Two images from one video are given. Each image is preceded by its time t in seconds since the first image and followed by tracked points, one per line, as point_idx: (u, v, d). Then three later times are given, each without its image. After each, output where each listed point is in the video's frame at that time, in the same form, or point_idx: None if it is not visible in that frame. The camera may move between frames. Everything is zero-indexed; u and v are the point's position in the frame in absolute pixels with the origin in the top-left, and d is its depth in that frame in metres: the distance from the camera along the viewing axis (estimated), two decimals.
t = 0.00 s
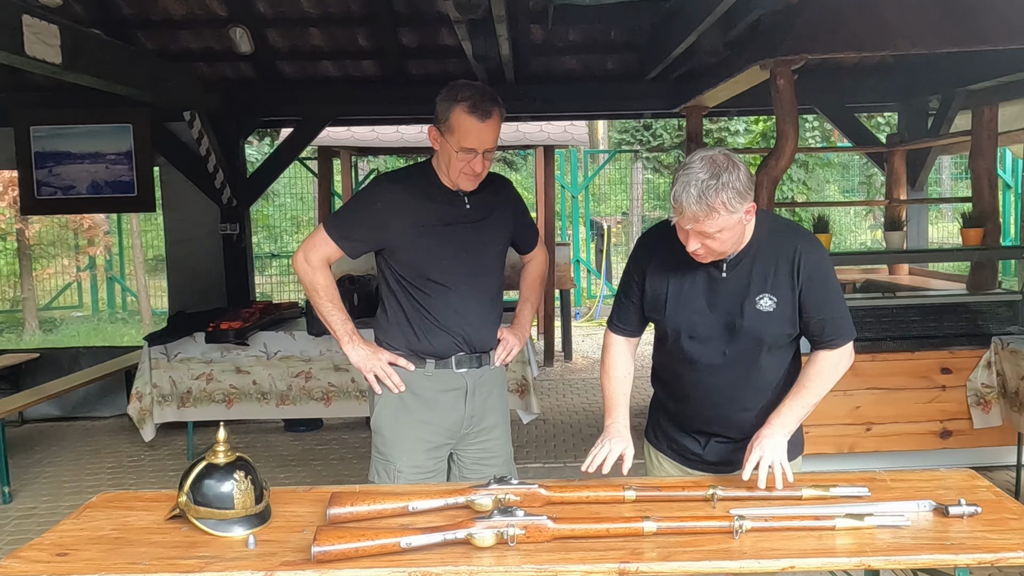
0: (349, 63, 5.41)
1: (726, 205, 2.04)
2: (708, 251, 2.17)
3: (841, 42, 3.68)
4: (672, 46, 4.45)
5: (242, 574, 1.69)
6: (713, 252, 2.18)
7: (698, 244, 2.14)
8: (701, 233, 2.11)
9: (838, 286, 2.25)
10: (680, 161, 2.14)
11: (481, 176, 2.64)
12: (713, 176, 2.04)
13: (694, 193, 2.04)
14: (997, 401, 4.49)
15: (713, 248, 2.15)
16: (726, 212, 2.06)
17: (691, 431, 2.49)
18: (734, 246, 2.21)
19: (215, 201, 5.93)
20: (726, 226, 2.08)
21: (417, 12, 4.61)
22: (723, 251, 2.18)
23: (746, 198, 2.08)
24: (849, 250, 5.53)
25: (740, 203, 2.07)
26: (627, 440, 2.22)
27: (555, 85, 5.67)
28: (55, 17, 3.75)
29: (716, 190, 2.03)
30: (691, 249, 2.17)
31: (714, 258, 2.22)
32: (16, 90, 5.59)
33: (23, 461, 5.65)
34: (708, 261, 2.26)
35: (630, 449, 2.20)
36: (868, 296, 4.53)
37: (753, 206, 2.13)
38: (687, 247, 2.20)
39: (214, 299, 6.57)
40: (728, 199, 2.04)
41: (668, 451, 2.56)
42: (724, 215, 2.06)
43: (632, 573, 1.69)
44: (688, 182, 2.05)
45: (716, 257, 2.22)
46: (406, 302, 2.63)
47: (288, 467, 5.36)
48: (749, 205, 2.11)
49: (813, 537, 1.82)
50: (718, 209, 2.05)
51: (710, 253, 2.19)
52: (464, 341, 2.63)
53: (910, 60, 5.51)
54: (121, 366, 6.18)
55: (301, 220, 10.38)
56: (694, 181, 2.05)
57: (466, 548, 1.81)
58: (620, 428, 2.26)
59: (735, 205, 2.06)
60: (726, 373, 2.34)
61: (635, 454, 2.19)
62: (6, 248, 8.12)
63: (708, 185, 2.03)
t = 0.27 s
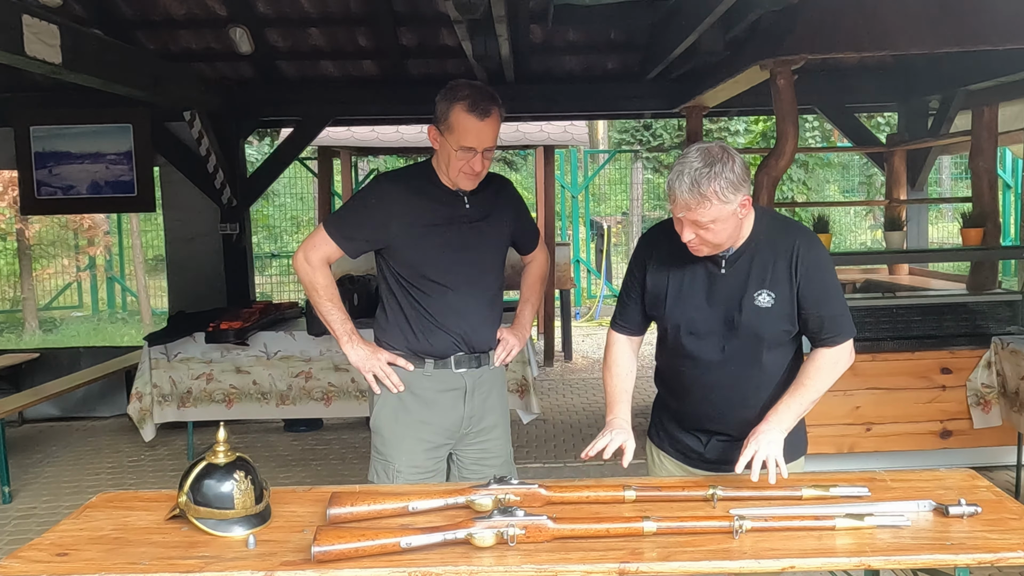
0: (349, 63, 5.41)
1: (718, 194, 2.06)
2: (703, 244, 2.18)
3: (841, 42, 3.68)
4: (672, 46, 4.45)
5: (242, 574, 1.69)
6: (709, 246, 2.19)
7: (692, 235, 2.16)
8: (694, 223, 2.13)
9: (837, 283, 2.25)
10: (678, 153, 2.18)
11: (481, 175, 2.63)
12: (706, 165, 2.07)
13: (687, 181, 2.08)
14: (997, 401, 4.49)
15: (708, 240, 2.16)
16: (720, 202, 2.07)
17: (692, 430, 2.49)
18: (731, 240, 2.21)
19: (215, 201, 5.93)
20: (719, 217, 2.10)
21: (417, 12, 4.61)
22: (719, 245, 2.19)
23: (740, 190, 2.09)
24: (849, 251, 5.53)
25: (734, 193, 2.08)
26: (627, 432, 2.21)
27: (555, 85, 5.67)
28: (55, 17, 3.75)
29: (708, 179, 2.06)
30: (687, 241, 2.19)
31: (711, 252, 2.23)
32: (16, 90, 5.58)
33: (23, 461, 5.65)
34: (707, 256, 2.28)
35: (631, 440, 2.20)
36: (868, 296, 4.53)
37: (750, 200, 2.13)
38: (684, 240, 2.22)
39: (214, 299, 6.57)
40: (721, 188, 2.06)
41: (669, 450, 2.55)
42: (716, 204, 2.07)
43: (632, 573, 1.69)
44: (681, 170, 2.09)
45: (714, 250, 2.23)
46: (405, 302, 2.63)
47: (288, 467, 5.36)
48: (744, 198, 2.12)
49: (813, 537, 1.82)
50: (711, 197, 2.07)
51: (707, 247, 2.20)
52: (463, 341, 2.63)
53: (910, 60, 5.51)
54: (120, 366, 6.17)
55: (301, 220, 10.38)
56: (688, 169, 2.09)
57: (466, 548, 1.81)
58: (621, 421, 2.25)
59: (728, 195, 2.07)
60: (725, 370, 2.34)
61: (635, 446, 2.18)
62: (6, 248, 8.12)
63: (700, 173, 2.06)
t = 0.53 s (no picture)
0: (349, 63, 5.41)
1: (708, 181, 2.10)
2: (697, 234, 2.21)
3: (841, 42, 3.68)
4: (672, 46, 4.45)
5: (242, 574, 1.69)
6: (702, 237, 2.22)
7: (685, 224, 2.19)
8: (686, 211, 2.16)
9: (836, 281, 2.24)
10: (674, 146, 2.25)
11: (480, 174, 2.63)
12: (697, 153, 2.13)
13: (678, 168, 2.14)
14: (997, 401, 4.49)
15: (700, 230, 2.19)
16: (710, 190, 2.11)
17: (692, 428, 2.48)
18: (724, 233, 2.23)
19: (215, 201, 5.93)
20: (710, 204, 2.13)
21: (417, 12, 4.61)
22: (713, 236, 2.21)
23: (731, 179, 2.13)
24: (849, 251, 5.53)
25: (725, 182, 2.12)
26: (628, 429, 2.23)
27: (555, 85, 5.67)
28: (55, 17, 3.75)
29: (698, 165, 2.11)
30: (680, 231, 2.22)
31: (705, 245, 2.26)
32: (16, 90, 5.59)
33: (23, 461, 5.65)
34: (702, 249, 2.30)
35: (633, 439, 2.21)
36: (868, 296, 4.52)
37: (742, 192, 2.17)
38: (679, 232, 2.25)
39: (214, 299, 6.57)
40: (711, 175, 2.10)
41: (670, 448, 2.55)
42: (706, 191, 2.11)
43: (632, 573, 1.69)
44: (674, 159, 2.15)
45: (707, 243, 2.26)
46: (405, 302, 2.63)
47: (288, 467, 5.36)
48: (736, 188, 2.15)
49: (813, 537, 1.82)
50: (701, 184, 2.11)
51: (700, 238, 2.22)
52: (463, 340, 2.63)
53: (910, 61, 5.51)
54: (120, 366, 6.17)
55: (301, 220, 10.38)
56: (680, 158, 2.15)
57: (466, 548, 1.81)
58: (624, 418, 2.26)
59: (718, 183, 2.11)
60: (722, 365, 2.34)
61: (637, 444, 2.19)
62: (6, 248, 8.12)
63: (691, 160, 2.12)
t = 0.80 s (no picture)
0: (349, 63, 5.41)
1: (702, 156, 2.20)
2: (684, 209, 2.28)
3: (841, 42, 3.68)
4: (673, 46, 4.45)
5: (242, 574, 1.69)
6: (690, 215, 2.28)
7: (675, 196, 2.27)
8: (678, 183, 2.26)
9: (831, 280, 2.21)
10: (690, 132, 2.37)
11: (478, 176, 2.63)
12: (700, 131, 2.24)
13: (680, 140, 2.26)
14: (997, 401, 4.49)
15: (687, 205, 2.26)
16: (703, 166, 2.20)
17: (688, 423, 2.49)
18: (714, 219, 2.27)
19: (215, 201, 5.93)
20: (701, 180, 2.21)
21: (417, 12, 4.61)
22: (701, 218, 2.27)
23: (727, 165, 2.21)
24: (849, 250, 5.52)
25: (720, 165, 2.20)
26: (626, 425, 2.24)
27: (555, 85, 5.67)
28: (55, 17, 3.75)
29: (697, 141, 2.22)
30: (670, 203, 2.30)
31: (695, 226, 2.31)
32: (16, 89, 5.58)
33: (23, 461, 5.65)
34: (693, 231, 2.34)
35: (630, 433, 2.23)
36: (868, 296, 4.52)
37: (738, 183, 2.22)
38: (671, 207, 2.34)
39: (214, 299, 6.57)
40: (707, 153, 2.20)
41: (669, 442, 2.57)
42: (698, 165, 2.21)
43: (632, 573, 1.69)
44: (679, 132, 2.29)
45: (698, 226, 2.32)
46: (405, 301, 2.63)
47: (288, 467, 5.36)
48: (730, 176, 2.21)
49: (813, 537, 1.82)
50: (695, 158, 2.21)
51: (688, 216, 2.29)
52: (462, 340, 2.63)
53: (910, 61, 5.51)
54: (120, 366, 6.17)
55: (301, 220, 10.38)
56: (686, 133, 2.27)
57: (466, 548, 1.81)
58: (620, 414, 2.28)
59: (711, 162, 2.19)
60: (714, 357, 2.36)
61: (634, 439, 2.20)
62: (6, 248, 8.12)
63: (693, 135, 2.24)
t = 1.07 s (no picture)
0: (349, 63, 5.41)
1: (708, 137, 2.27)
2: (684, 187, 2.33)
3: (841, 42, 3.67)
4: (672, 46, 4.45)
5: (242, 574, 1.69)
6: (689, 195, 2.32)
7: (678, 173, 2.33)
8: (683, 161, 2.32)
9: (829, 273, 2.20)
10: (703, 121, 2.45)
11: (475, 175, 2.64)
12: (710, 116, 2.32)
13: (690, 122, 2.34)
14: (997, 401, 4.49)
15: (687, 183, 2.31)
16: (709, 147, 2.27)
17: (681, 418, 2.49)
18: (712, 204, 2.31)
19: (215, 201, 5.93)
20: (705, 160, 2.26)
21: (417, 12, 4.61)
22: (700, 200, 2.31)
23: (732, 151, 2.26)
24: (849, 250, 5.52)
25: (725, 149, 2.26)
26: (634, 407, 2.38)
27: (555, 85, 5.67)
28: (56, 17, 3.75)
29: (706, 124, 2.29)
30: (672, 180, 2.36)
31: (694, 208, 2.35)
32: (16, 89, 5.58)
33: (23, 461, 5.65)
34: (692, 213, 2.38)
35: (635, 414, 2.36)
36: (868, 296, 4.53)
37: (741, 172, 2.27)
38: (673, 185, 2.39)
39: (214, 299, 6.57)
40: (714, 136, 2.27)
41: (665, 440, 2.56)
42: (703, 145, 2.27)
43: (632, 573, 1.69)
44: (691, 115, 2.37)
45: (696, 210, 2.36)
46: (401, 301, 2.63)
47: (288, 467, 5.36)
48: (732, 163, 2.26)
49: (813, 537, 1.82)
50: (703, 138, 2.28)
51: (688, 195, 2.33)
52: (458, 341, 2.63)
53: (910, 61, 5.51)
54: (120, 366, 6.17)
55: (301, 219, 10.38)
56: (697, 116, 2.35)
57: (466, 548, 1.81)
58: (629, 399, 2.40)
59: (717, 144, 2.26)
60: (705, 347, 2.36)
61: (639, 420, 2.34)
62: (6, 248, 8.12)
63: (704, 119, 2.31)
